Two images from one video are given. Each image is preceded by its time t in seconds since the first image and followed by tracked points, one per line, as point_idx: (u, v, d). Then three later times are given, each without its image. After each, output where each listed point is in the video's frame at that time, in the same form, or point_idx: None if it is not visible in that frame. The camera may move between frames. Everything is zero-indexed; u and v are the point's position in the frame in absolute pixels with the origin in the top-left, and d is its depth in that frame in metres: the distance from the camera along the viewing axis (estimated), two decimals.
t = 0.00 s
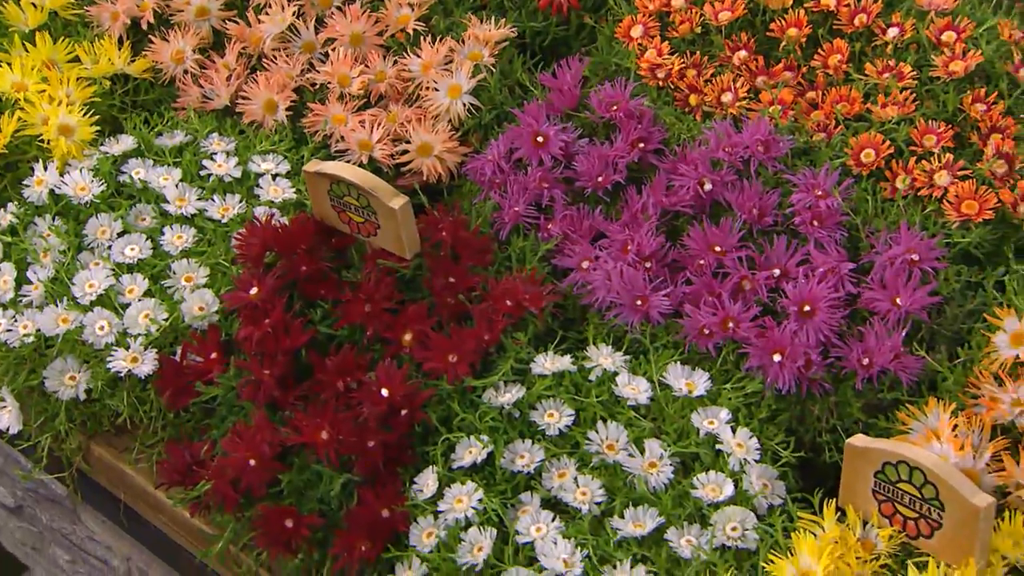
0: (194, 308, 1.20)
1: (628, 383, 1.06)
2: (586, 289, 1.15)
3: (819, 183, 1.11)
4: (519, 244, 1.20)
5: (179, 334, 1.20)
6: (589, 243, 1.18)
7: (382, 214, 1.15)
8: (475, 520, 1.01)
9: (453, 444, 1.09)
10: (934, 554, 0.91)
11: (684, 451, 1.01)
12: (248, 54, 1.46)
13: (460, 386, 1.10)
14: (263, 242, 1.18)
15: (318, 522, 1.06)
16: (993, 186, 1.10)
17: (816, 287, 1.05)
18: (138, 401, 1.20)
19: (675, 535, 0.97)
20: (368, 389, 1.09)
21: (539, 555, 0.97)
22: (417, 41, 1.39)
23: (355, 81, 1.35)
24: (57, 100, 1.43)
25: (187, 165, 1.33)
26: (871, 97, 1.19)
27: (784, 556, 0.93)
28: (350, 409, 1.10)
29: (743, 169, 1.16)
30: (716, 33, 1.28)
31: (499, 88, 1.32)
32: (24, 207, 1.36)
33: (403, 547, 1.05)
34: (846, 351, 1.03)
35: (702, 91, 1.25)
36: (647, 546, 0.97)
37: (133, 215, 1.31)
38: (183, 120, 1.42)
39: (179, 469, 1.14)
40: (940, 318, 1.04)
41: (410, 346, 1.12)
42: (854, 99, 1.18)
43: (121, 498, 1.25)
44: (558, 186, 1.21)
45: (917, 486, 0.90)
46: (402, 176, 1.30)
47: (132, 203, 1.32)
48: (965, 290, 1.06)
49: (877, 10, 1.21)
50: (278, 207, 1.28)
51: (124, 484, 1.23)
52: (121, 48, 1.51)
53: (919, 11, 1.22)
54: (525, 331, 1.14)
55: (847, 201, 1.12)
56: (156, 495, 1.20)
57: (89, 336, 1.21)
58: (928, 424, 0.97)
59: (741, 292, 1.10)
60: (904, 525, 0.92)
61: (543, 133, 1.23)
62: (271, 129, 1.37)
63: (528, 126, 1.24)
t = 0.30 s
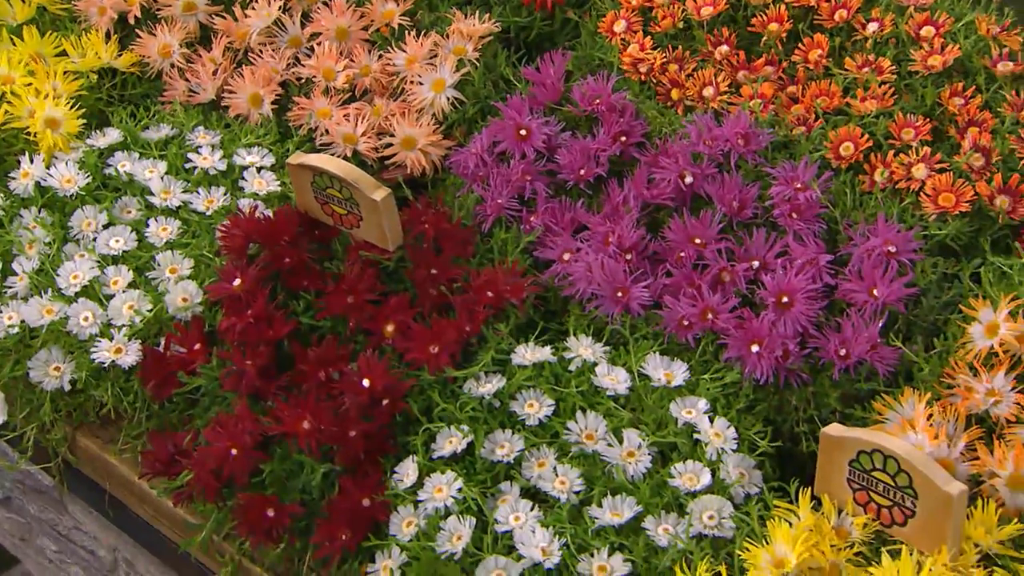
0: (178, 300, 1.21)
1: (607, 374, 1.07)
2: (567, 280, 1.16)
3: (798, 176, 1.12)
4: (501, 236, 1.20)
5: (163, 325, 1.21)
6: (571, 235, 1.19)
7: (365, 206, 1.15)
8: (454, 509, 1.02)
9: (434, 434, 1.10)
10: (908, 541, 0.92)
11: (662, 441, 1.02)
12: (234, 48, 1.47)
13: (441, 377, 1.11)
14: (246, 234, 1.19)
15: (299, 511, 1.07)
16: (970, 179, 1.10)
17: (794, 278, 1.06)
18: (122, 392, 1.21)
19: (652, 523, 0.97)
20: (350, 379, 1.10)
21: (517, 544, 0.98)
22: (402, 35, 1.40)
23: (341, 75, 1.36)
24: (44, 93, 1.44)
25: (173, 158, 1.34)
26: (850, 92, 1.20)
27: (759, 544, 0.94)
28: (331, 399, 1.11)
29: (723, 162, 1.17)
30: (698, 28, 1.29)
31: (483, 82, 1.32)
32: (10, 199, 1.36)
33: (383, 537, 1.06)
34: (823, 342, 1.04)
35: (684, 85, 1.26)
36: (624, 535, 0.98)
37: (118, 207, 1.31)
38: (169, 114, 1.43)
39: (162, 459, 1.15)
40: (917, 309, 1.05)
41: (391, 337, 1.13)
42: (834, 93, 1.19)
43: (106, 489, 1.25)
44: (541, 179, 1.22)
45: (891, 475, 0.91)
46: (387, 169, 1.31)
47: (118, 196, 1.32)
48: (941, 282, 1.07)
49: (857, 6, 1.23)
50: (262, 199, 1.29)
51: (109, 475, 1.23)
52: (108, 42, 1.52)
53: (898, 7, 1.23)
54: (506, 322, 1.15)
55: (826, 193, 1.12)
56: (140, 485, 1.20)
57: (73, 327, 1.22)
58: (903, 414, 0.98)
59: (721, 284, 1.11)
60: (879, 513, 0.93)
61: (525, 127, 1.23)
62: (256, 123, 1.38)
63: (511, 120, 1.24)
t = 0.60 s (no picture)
0: (166, 297, 1.22)
1: (588, 370, 1.08)
2: (551, 279, 1.17)
3: (779, 177, 1.13)
4: (486, 235, 1.21)
5: (151, 323, 1.22)
6: (555, 234, 1.20)
7: (350, 204, 1.16)
8: (437, 504, 1.03)
9: (417, 431, 1.11)
10: (884, 536, 0.93)
11: (643, 437, 1.03)
12: (225, 50, 1.48)
13: (425, 373, 1.12)
14: (233, 233, 1.20)
15: (283, 506, 1.08)
16: (949, 180, 1.12)
17: (774, 277, 1.07)
18: (110, 389, 1.21)
19: (631, 518, 0.98)
20: (334, 376, 1.11)
21: (498, 538, 0.98)
22: (390, 37, 1.41)
23: (329, 76, 1.37)
24: (35, 94, 1.45)
25: (162, 158, 1.35)
26: (832, 93, 1.21)
27: (737, 539, 0.94)
28: (316, 396, 1.12)
29: (706, 163, 1.18)
30: (683, 31, 1.30)
31: (470, 84, 1.34)
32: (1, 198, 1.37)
33: (366, 532, 1.07)
34: (803, 340, 1.05)
35: (668, 87, 1.27)
36: (604, 530, 0.99)
37: (108, 206, 1.32)
38: (160, 115, 1.44)
39: (149, 455, 1.16)
40: (896, 307, 1.06)
41: (376, 334, 1.14)
42: (816, 95, 1.20)
43: (95, 485, 1.26)
44: (526, 179, 1.23)
45: (867, 470, 0.92)
46: (374, 169, 1.32)
47: (108, 195, 1.33)
48: (920, 281, 1.08)
49: (840, 9, 1.24)
50: (250, 198, 1.30)
51: (98, 471, 1.24)
52: (100, 44, 1.53)
53: (880, 9, 1.24)
54: (490, 320, 1.16)
55: (807, 193, 1.13)
56: (128, 482, 1.21)
57: (62, 324, 1.23)
58: (881, 410, 0.99)
59: (702, 283, 1.12)
60: (856, 508, 0.94)
61: (511, 127, 1.25)
62: (246, 123, 1.40)
63: (497, 121, 1.26)
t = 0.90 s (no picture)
0: (152, 294, 1.23)
1: (570, 366, 1.09)
2: (534, 276, 1.18)
3: (761, 175, 1.14)
4: (470, 233, 1.22)
5: (137, 319, 1.23)
6: (539, 232, 1.21)
7: (336, 202, 1.17)
8: (417, 498, 1.03)
9: (400, 426, 1.11)
10: (860, 530, 0.93)
11: (623, 432, 1.03)
12: (215, 50, 1.49)
13: (408, 369, 1.12)
14: (219, 229, 1.20)
15: (266, 501, 1.09)
16: (928, 179, 1.13)
17: (754, 274, 1.08)
18: (96, 384, 1.22)
19: (610, 512, 0.98)
20: (318, 371, 1.11)
21: (478, 533, 0.99)
22: (378, 38, 1.42)
23: (317, 76, 1.38)
24: (26, 93, 1.46)
25: (151, 156, 1.36)
26: (813, 93, 1.23)
27: (714, 532, 0.94)
28: (300, 391, 1.13)
29: (689, 161, 1.20)
30: (667, 31, 1.31)
31: (457, 83, 1.35)
32: None
33: (348, 526, 1.07)
34: (782, 336, 1.05)
35: (652, 86, 1.28)
36: (583, 524, 0.99)
37: (96, 204, 1.33)
38: (149, 114, 1.45)
39: (134, 450, 1.16)
40: (874, 304, 1.07)
41: (360, 330, 1.15)
42: (798, 95, 1.21)
43: (83, 481, 1.27)
44: (511, 177, 1.24)
45: (843, 464, 0.92)
46: (361, 168, 1.33)
47: (96, 193, 1.34)
48: (899, 278, 1.08)
49: (822, 10, 1.25)
50: (238, 196, 1.30)
51: (85, 467, 1.24)
52: (91, 45, 1.54)
53: (863, 11, 1.25)
54: (473, 316, 1.16)
55: (788, 191, 1.15)
56: (115, 477, 1.22)
57: (49, 320, 1.24)
58: (858, 406, 1.00)
59: (684, 280, 1.13)
60: (832, 502, 0.94)
61: (497, 127, 1.26)
62: (234, 122, 1.41)
63: (483, 120, 1.27)
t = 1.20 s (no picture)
0: (135, 291, 1.24)
1: (548, 363, 1.10)
2: (514, 274, 1.19)
3: (739, 175, 1.15)
4: (452, 232, 1.23)
5: (121, 316, 1.23)
6: (519, 231, 1.22)
7: (317, 200, 1.18)
8: (395, 493, 1.04)
9: (379, 422, 1.12)
10: (832, 525, 0.94)
11: (599, 428, 1.04)
12: (202, 52, 1.50)
13: (388, 366, 1.13)
14: (203, 228, 1.21)
15: (246, 496, 1.09)
16: (904, 179, 1.14)
17: (731, 272, 1.08)
18: (80, 381, 1.23)
19: (586, 507, 0.99)
20: (299, 368, 1.12)
21: (455, 528, 1.00)
22: (364, 39, 1.43)
23: (303, 77, 1.39)
24: (14, 93, 1.47)
25: (136, 155, 1.37)
26: (792, 95, 1.24)
27: (687, 527, 0.95)
28: (280, 387, 1.13)
29: (668, 161, 1.21)
30: (649, 34, 1.32)
31: (441, 84, 1.36)
32: None
33: (327, 521, 1.08)
34: (759, 333, 1.06)
35: (633, 88, 1.29)
36: (560, 519, 1.00)
37: (82, 203, 1.34)
38: (136, 114, 1.46)
39: (116, 447, 1.17)
40: (850, 302, 1.08)
41: (341, 327, 1.16)
42: (777, 96, 1.22)
43: (67, 477, 1.27)
44: (493, 177, 1.25)
45: (816, 459, 0.93)
46: (345, 168, 1.33)
47: (82, 192, 1.35)
48: (874, 276, 1.09)
49: (801, 13, 1.27)
50: (222, 195, 1.31)
51: (70, 464, 1.25)
52: (79, 46, 1.56)
53: (840, 14, 1.27)
54: (453, 314, 1.17)
55: (765, 191, 1.16)
56: (99, 474, 1.22)
57: (33, 317, 1.24)
58: (833, 402, 1.01)
59: (662, 278, 1.13)
60: (805, 497, 0.95)
61: (479, 127, 1.27)
62: (219, 123, 1.42)
63: (466, 120, 1.28)
